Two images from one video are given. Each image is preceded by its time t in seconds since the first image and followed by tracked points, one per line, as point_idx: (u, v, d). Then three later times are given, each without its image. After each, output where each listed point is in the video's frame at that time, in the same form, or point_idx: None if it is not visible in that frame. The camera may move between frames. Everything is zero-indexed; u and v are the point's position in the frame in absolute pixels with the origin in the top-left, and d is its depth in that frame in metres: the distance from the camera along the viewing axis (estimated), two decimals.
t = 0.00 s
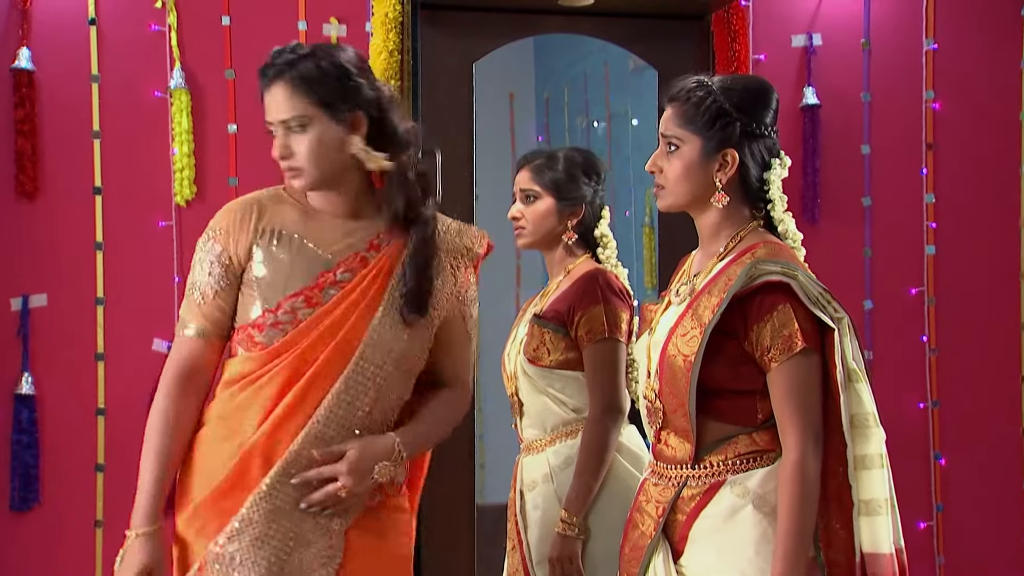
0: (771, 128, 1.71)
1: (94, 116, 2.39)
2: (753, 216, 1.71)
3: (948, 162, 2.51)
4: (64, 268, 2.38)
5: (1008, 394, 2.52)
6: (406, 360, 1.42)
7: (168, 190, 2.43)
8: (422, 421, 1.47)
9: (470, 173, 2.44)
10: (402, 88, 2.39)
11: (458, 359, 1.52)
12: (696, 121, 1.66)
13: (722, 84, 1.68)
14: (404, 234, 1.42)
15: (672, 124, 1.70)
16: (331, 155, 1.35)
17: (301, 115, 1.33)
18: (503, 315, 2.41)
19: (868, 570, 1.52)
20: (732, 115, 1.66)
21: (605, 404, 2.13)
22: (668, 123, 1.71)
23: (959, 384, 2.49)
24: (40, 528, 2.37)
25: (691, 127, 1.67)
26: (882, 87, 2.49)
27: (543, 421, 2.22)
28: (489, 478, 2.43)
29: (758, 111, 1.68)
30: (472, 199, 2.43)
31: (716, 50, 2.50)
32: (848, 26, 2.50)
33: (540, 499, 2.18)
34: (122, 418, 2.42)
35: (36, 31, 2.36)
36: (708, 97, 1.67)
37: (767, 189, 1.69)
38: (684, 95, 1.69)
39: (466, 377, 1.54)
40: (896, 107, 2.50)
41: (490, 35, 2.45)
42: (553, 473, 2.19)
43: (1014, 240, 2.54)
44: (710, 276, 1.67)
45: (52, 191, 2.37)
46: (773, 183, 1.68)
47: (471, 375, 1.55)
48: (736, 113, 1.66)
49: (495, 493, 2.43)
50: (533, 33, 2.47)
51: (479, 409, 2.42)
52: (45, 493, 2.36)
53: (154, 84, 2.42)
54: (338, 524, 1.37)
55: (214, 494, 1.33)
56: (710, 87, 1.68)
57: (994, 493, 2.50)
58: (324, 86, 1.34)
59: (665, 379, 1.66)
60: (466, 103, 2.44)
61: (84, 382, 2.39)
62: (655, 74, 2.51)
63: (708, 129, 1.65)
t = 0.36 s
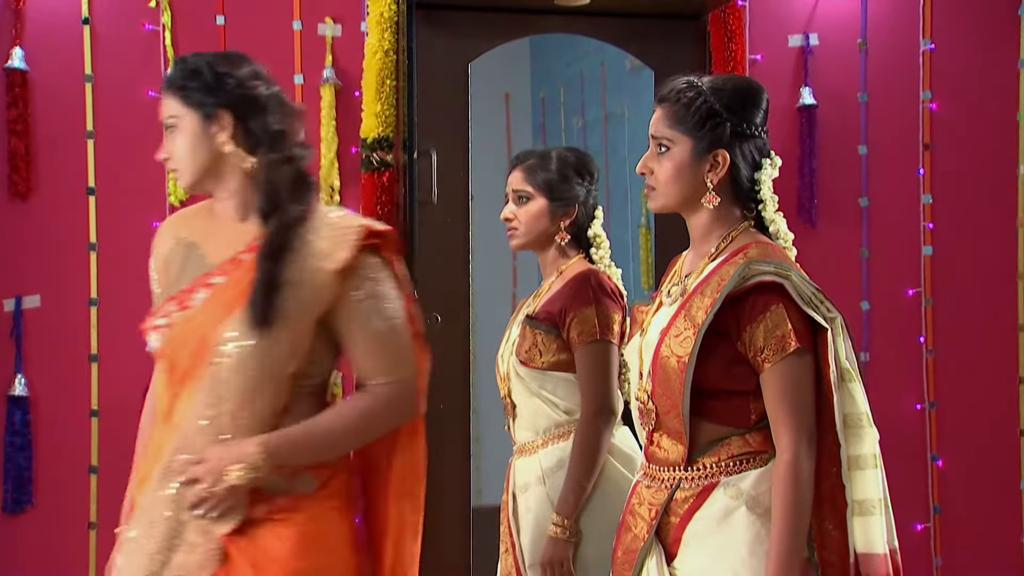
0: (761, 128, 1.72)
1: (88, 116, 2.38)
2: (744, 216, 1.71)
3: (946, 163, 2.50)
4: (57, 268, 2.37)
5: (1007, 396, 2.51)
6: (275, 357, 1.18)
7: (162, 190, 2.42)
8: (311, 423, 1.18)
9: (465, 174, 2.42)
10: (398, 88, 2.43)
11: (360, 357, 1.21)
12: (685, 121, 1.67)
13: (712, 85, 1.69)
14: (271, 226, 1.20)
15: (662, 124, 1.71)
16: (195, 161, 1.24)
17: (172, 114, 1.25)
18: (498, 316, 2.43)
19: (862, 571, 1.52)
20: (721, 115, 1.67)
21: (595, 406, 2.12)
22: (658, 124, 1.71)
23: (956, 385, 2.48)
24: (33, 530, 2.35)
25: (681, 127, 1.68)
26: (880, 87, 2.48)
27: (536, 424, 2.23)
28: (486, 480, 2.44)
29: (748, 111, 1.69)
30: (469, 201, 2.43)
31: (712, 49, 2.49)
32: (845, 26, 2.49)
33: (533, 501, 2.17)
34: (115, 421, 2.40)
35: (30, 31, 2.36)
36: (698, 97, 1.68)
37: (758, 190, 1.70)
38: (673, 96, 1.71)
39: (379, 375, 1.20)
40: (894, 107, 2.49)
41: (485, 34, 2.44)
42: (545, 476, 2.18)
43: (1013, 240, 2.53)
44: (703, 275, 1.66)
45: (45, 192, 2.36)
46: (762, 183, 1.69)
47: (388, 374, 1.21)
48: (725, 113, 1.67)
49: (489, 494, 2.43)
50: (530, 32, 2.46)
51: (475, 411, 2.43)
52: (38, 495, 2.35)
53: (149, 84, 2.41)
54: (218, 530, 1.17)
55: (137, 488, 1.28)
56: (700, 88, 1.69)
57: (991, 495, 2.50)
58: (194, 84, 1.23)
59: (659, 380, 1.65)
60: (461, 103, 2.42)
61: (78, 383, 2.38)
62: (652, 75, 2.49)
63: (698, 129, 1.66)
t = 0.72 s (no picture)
0: (751, 130, 1.73)
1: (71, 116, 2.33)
2: (734, 220, 1.73)
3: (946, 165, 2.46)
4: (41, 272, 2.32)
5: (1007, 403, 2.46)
6: None
7: (148, 193, 2.37)
8: (36, 430, 1.21)
9: (457, 176, 2.36)
10: (388, 90, 2.43)
11: (79, 358, 1.22)
12: (673, 124, 1.69)
13: (700, 87, 1.70)
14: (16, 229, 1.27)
15: (650, 128, 1.73)
16: None
17: None
18: (489, 319, 2.38)
19: None
20: (710, 116, 1.67)
21: (588, 413, 2.12)
22: (647, 128, 1.74)
23: (956, 391, 2.44)
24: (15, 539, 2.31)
25: (669, 130, 1.70)
26: (878, 87, 2.44)
27: (526, 432, 2.23)
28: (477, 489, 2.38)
29: (737, 113, 1.69)
30: (460, 204, 2.37)
31: (708, 50, 2.46)
32: (842, 26, 2.46)
33: (523, 511, 2.18)
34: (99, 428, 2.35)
35: (12, 29, 2.31)
36: (686, 99, 1.69)
37: (748, 193, 1.71)
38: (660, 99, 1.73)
39: (96, 377, 1.21)
40: (892, 109, 2.45)
41: (476, 35, 2.40)
42: (536, 484, 2.19)
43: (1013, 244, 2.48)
44: (697, 277, 1.64)
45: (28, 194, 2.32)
46: (753, 186, 1.70)
47: (104, 374, 1.21)
48: (714, 114, 1.67)
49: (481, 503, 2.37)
50: (521, 32, 2.41)
51: (467, 419, 2.38)
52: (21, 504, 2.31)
53: (134, 84, 2.36)
54: None
55: None
56: (689, 90, 1.70)
57: (992, 503, 2.45)
58: None
59: (648, 386, 1.62)
60: (452, 103, 2.37)
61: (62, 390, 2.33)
62: (647, 75, 2.44)
63: (685, 131, 1.68)
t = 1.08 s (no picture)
0: (742, 134, 1.68)
1: (48, 120, 2.28)
2: (726, 226, 1.69)
3: (946, 169, 2.40)
4: (17, 280, 2.27)
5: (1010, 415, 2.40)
6: None
7: (127, 198, 2.31)
8: None
9: (444, 182, 2.32)
10: (373, 92, 2.36)
11: None
12: (661, 128, 1.64)
13: (690, 90, 1.65)
14: None
15: (639, 132, 1.68)
16: None
17: None
18: (477, 326, 2.33)
19: None
20: (700, 120, 1.62)
21: (576, 423, 2.07)
22: (636, 132, 1.69)
23: (955, 401, 2.38)
24: None
25: (657, 134, 1.65)
26: (876, 91, 2.39)
27: (513, 443, 2.20)
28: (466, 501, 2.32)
29: (728, 117, 1.65)
30: (448, 210, 2.32)
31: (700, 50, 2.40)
32: (839, 28, 2.40)
33: (510, 525, 2.15)
34: (76, 439, 2.29)
35: None
36: (675, 103, 1.64)
37: (740, 198, 1.66)
38: (648, 103, 1.68)
39: None
40: (889, 113, 2.39)
41: (464, 36, 2.34)
42: (524, 498, 2.15)
43: (1015, 252, 2.42)
44: (688, 283, 1.59)
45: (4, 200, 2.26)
46: (744, 191, 1.65)
47: None
48: (704, 118, 1.62)
49: (469, 515, 2.32)
50: (509, 33, 2.35)
51: (455, 429, 2.33)
52: None
53: (112, 86, 2.30)
54: None
55: None
56: (678, 93, 1.66)
57: (993, 517, 2.39)
58: None
59: (638, 397, 1.56)
60: (441, 107, 2.33)
61: (39, 399, 2.28)
62: (639, 77, 2.39)
63: (674, 136, 1.63)
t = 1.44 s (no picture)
0: (739, 135, 1.61)
1: (20, 120, 2.20)
2: (722, 229, 1.62)
3: (950, 172, 2.32)
4: None
5: (1015, 424, 2.32)
6: None
7: (102, 200, 2.23)
8: None
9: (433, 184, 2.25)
10: (359, 90, 2.29)
11: None
12: (655, 129, 1.57)
13: (684, 89, 1.58)
14: None
15: (632, 133, 1.61)
16: None
17: None
18: (465, 333, 2.25)
19: None
20: (695, 120, 1.55)
21: (568, 433, 2.00)
22: (629, 133, 1.61)
23: (959, 410, 2.30)
24: None
25: (651, 135, 1.58)
26: (877, 90, 2.31)
27: (502, 455, 2.13)
28: (454, 514, 2.24)
29: (724, 116, 1.57)
30: (436, 213, 2.25)
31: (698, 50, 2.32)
32: (839, 26, 2.32)
33: (499, 540, 2.08)
34: (49, 451, 2.21)
35: None
36: (669, 103, 1.57)
37: (736, 201, 1.59)
38: (641, 102, 1.61)
39: None
40: (892, 113, 2.31)
41: (453, 33, 2.27)
42: (513, 511, 2.09)
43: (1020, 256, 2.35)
44: (685, 289, 1.52)
45: None
46: (741, 193, 1.58)
47: None
48: (699, 118, 1.55)
49: (457, 529, 2.24)
50: (499, 30, 2.28)
51: (443, 439, 2.25)
52: None
53: (87, 84, 2.22)
54: None
55: None
56: (672, 92, 1.58)
57: (998, 529, 2.31)
58: None
59: (632, 406, 1.51)
60: (429, 107, 2.26)
61: (11, 409, 2.20)
62: (633, 76, 2.31)
63: (669, 137, 1.56)
